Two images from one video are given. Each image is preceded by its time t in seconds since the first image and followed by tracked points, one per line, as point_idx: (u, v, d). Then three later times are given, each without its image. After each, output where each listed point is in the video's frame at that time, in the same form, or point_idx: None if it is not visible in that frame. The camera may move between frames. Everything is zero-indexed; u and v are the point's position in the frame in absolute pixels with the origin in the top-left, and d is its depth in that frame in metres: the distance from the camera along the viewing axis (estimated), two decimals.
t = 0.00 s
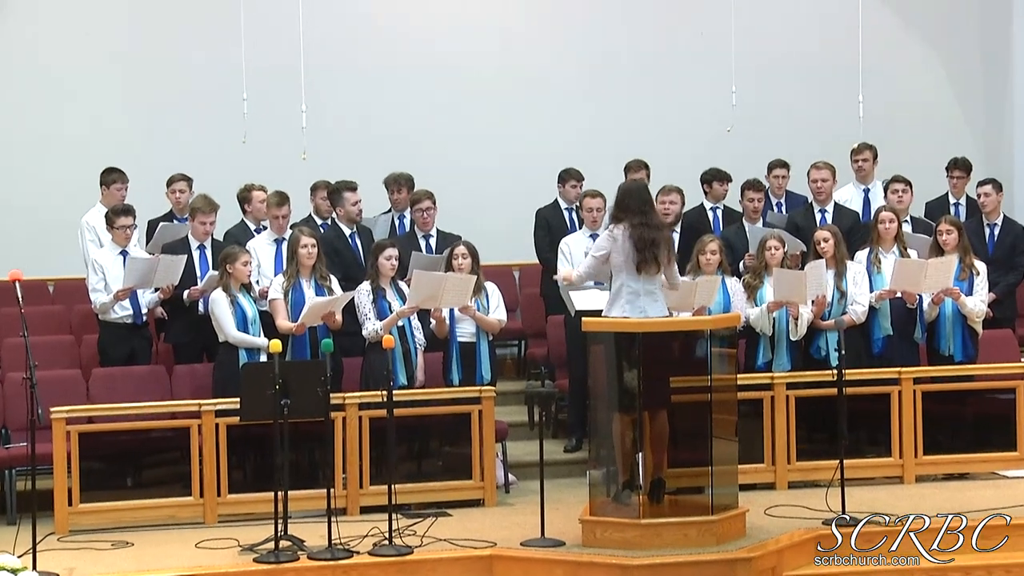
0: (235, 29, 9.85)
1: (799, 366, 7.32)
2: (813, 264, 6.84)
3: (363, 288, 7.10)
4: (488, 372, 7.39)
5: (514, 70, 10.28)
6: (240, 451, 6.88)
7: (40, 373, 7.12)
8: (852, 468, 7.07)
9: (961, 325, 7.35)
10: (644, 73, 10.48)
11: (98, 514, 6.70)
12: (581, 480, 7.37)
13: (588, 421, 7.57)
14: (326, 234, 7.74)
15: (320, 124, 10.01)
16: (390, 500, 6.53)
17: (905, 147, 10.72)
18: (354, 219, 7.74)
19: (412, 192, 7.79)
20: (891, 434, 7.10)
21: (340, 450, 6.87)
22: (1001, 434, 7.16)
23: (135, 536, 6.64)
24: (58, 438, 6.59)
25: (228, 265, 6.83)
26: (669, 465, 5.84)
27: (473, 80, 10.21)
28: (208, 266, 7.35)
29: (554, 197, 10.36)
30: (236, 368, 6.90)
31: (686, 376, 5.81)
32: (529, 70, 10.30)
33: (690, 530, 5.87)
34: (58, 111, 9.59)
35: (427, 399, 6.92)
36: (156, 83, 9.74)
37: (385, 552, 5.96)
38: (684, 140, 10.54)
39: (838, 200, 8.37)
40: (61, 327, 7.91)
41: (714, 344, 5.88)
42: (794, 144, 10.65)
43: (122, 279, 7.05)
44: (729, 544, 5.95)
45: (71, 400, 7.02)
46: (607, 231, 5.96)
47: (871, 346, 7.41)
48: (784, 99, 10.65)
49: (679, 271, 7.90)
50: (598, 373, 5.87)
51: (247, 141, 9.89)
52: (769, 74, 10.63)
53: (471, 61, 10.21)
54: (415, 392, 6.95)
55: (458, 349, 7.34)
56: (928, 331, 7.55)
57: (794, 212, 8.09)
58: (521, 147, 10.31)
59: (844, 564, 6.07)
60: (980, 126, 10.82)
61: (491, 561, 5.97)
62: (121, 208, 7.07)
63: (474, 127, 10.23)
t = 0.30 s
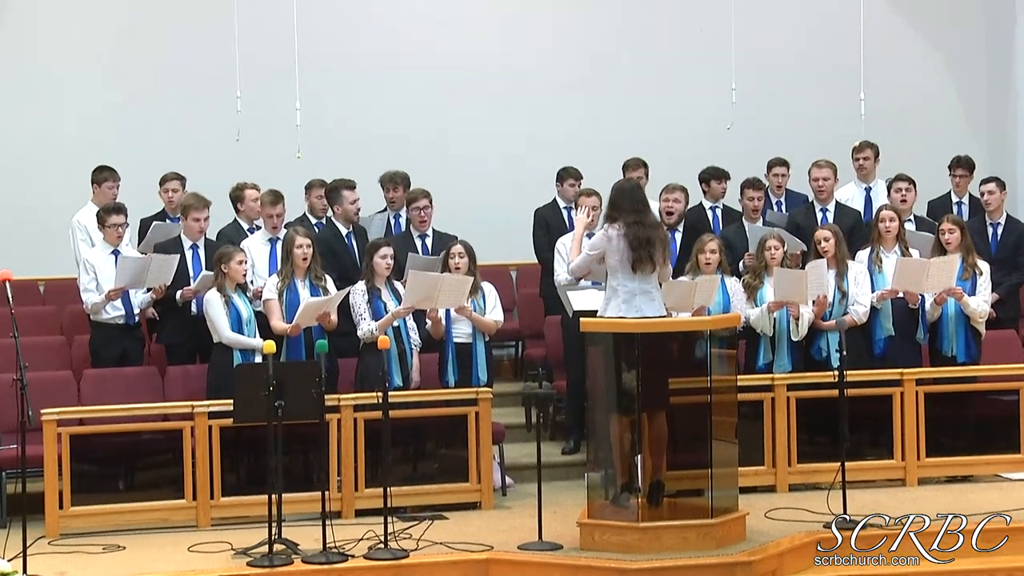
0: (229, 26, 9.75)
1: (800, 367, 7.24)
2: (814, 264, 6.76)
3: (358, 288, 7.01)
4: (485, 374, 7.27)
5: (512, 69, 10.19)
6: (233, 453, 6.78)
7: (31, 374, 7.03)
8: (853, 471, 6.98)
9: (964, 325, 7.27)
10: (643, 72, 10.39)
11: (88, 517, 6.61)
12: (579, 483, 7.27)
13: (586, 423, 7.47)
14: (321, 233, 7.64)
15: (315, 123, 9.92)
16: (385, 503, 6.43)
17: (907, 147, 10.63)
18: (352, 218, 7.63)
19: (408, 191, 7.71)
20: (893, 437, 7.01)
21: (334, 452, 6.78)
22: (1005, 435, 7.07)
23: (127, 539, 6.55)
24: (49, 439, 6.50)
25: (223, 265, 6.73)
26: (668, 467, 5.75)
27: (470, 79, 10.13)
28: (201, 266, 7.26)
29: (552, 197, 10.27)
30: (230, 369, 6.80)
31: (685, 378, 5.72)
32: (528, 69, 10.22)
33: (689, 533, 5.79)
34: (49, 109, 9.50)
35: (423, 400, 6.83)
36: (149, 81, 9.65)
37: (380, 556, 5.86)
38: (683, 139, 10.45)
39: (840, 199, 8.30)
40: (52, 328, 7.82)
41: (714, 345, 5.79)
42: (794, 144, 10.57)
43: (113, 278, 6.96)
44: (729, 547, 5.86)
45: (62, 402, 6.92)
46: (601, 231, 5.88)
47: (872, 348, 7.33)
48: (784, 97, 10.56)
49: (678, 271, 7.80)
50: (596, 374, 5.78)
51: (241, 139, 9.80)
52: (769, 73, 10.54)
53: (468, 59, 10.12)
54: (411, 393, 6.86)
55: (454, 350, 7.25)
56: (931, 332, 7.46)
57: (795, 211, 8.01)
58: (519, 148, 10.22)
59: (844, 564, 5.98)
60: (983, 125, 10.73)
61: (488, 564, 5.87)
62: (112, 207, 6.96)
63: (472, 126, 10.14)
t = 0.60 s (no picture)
0: (223, 23, 9.66)
1: (800, 368, 7.15)
2: (817, 263, 6.66)
3: (352, 288, 6.92)
4: (481, 374, 7.20)
5: (509, 67, 10.10)
6: (226, 456, 6.69)
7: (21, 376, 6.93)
8: (854, 473, 6.89)
9: (967, 326, 7.18)
10: (642, 71, 10.30)
11: (79, 520, 6.51)
12: (576, 486, 7.17)
13: (584, 425, 7.38)
14: (316, 233, 7.55)
15: (310, 121, 9.83)
16: (380, 506, 6.34)
17: (909, 145, 10.54)
18: (347, 217, 7.57)
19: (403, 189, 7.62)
20: (895, 439, 6.93)
21: (329, 455, 6.69)
22: (1009, 437, 6.97)
23: (119, 543, 6.45)
24: (40, 442, 6.41)
25: (218, 264, 6.61)
26: (668, 470, 5.66)
27: (467, 76, 10.04)
28: (194, 266, 7.16)
29: (550, 196, 10.17)
30: (224, 370, 6.71)
31: (684, 379, 5.63)
32: (525, 68, 10.13)
33: (688, 536, 5.69)
34: (41, 107, 9.41)
35: (419, 402, 6.73)
36: (141, 78, 9.56)
37: (375, 560, 5.77)
38: (683, 137, 10.36)
39: (841, 198, 8.24)
40: (43, 329, 7.73)
41: (714, 346, 5.69)
42: (794, 143, 10.48)
43: (104, 278, 6.87)
44: (729, 551, 5.77)
45: (53, 404, 6.83)
46: (597, 231, 5.79)
47: (874, 349, 7.24)
48: (784, 96, 10.47)
49: (679, 271, 7.69)
50: (594, 376, 5.70)
51: (235, 138, 9.70)
52: (769, 72, 10.45)
53: (465, 57, 10.03)
54: (406, 395, 6.77)
55: (450, 351, 7.16)
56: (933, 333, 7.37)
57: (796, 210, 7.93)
58: (517, 147, 10.13)
59: (844, 564, 5.88)
60: (985, 124, 10.63)
61: (485, 568, 5.78)
62: (103, 206, 6.89)
63: (470, 125, 10.05)
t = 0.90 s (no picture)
0: (217, 19, 9.56)
1: (802, 370, 7.06)
2: (818, 263, 6.58)
3: (347, 288, 6.85)
4: (477, 376, 7.11)
5: (506, 64, 10.01)
6: (220, 458, 6.59)
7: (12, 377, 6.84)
8: (856, 476, 6.80)
9: (970, 326, 7.09)
10: (640, 68, 10.21)
11: (70, 523, 6.42)
12: (575, 488, 7.08)
13: (582, 427, 7.29)
14: (310, 232, 7.46)
15: (305, 119, 9.74)
16: (376, 509, 6.25)
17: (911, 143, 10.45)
18: (340, 215, 7.47)
19: (398, 188, 7.53)
20: (897, 441, 6.83)
21: (323, 457, 6.60)
22: (1013, 439, 6.88)
23: (111, 547, 6.36)
24: (30, 444, 6.32)
25: (212, 264, 6.51)
26: (667, 472, 5.57)
27: (464, 74, 9.95)
28: (187, 266, 7.08)
29: (548, 195, 10.08)
30: (217, 371, 6.61)
31: (684, 380, 5.54)
32: (522, 65, 10.03)
33: (688, 539, 5.60)
34: (32, 104, 9.32)
35: (415, 404, 6.64)
36: (134, 75, 9.46)
37: (371, 563, 5.68)
38: (682, 136, 10.27)
39: (843, 197, 8.17)
40: (33, 329, 7.64)
41: (714, 347, 5.61)
42: (794, 141, 10.39)
43: (96, 279, 6.80)
44: (729, 554, 5.68)
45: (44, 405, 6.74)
46: (596, 229, 5.70)
47: (876, 350, 7.15)
48: (784, 94, 10.38)
49: (678, 271, 7.61)
50: (592, 378, 5.61)
51: (228, 135, 9.60)
52: (769, 70, 10.37)
53: (462, 54, 9.94)
54: (402, 396, 6.68)
55: (446, 352, 7.07)
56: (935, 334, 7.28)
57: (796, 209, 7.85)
58: (514, 145, 10.04)
59: (844, 564, 5.80)
60: (986, 123, 10.54)
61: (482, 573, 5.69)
62: (96, 205, 6.81)
63: (467, 123, 9.96)
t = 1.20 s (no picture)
0: (209, 15, 9.45)
1: (803, 371, 6.97)
2: (819, 263, 6.51)
3: (342, 288, 6.78)
4: (473, 378, 7.02)
5: (503, 62, 9.92)
6: (213, 460, 6.50)
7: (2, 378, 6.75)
8: (858, 478, 6.71)
9: (973, 327, 7.00)
10: (638, 66, 10.13)
11: (62, 527, 6.33)
12: (572, 491, 6.99)
13: (580, 429, 7.20)
14: (305, 231, 7.37)
15: (300, 117, 9.64)
16: (371, 511, 6.16)
17: (912, 142, 10.37)
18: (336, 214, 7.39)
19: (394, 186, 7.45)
20: (900, 443, 6.75)
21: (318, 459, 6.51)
22: (1016, 442, 6.80)
23: (102, 550, 6.26)
24: (21, 445, 6.23)
25: (205, 263, 6.43)
26: (666, 474, 5.48)
27: (462, 72, 9.86)
28: (180, 266, 6.98)
29: (547, 194, 9.99)
30: (210, 372, 6.52)
31: (684, 381, 5.45)
32: (521, 63, 9.95)
33: (687, 543, 5.51)
34: (26, 102, 9.23)
35: (410, 405, 6.56)
36: (126, 71, 9.36)
37: (366, 567, 5.59)
38: (682, 134, 10.19)
39: (845, 196, 8.09)
40: (24, 330, 7.55)
41: (714, 348, 5.53)
42: (793, 139, 10.31)
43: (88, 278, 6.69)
44: (729, 558, 5.59)
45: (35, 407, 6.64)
46: (595, 228, 5.61)
47: (878, 351, 7.06)
48: (784, 93, 10.30)
49: (678, 271, 7.53)
50: (589, 379, 5.52)
51: (221, 133, 9.50)
52: (770, 68, 10.28)
53: (460, 52, 9.85)
54: (397, 398, 6.59)
55: (442, 353, 6.98)
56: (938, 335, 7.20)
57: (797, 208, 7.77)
58: (512, 144, 9.95)
59: (844, 564, 5.71)
60: (988, 122, 10.46)
61: None
62: (88, 203, 6.69)
63: (465, 121, 9.88)
